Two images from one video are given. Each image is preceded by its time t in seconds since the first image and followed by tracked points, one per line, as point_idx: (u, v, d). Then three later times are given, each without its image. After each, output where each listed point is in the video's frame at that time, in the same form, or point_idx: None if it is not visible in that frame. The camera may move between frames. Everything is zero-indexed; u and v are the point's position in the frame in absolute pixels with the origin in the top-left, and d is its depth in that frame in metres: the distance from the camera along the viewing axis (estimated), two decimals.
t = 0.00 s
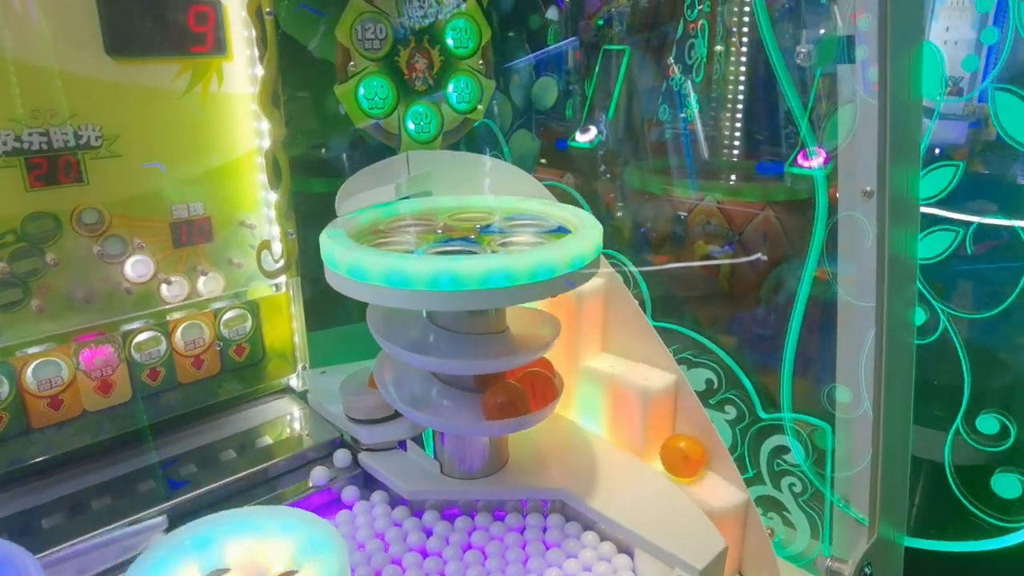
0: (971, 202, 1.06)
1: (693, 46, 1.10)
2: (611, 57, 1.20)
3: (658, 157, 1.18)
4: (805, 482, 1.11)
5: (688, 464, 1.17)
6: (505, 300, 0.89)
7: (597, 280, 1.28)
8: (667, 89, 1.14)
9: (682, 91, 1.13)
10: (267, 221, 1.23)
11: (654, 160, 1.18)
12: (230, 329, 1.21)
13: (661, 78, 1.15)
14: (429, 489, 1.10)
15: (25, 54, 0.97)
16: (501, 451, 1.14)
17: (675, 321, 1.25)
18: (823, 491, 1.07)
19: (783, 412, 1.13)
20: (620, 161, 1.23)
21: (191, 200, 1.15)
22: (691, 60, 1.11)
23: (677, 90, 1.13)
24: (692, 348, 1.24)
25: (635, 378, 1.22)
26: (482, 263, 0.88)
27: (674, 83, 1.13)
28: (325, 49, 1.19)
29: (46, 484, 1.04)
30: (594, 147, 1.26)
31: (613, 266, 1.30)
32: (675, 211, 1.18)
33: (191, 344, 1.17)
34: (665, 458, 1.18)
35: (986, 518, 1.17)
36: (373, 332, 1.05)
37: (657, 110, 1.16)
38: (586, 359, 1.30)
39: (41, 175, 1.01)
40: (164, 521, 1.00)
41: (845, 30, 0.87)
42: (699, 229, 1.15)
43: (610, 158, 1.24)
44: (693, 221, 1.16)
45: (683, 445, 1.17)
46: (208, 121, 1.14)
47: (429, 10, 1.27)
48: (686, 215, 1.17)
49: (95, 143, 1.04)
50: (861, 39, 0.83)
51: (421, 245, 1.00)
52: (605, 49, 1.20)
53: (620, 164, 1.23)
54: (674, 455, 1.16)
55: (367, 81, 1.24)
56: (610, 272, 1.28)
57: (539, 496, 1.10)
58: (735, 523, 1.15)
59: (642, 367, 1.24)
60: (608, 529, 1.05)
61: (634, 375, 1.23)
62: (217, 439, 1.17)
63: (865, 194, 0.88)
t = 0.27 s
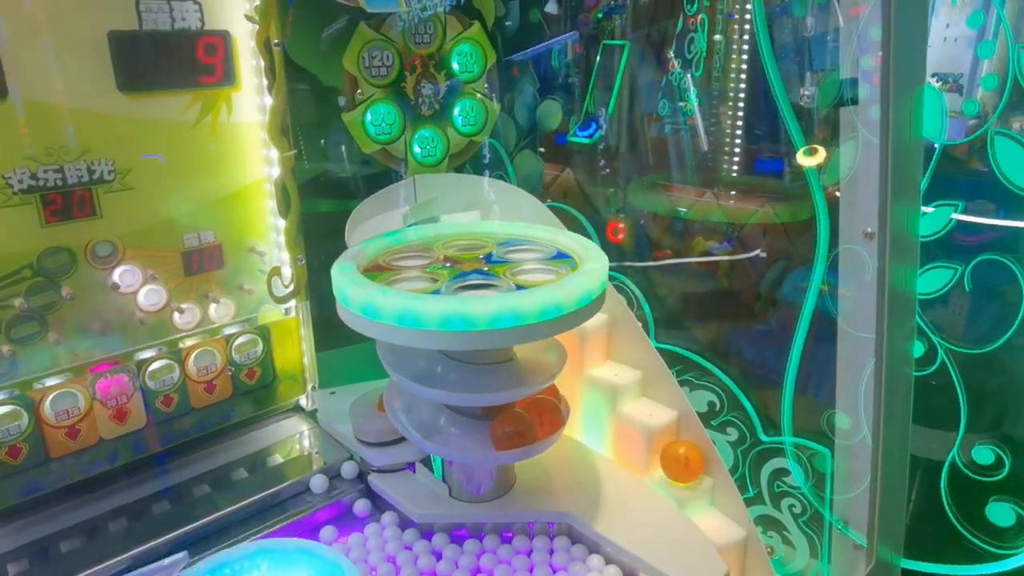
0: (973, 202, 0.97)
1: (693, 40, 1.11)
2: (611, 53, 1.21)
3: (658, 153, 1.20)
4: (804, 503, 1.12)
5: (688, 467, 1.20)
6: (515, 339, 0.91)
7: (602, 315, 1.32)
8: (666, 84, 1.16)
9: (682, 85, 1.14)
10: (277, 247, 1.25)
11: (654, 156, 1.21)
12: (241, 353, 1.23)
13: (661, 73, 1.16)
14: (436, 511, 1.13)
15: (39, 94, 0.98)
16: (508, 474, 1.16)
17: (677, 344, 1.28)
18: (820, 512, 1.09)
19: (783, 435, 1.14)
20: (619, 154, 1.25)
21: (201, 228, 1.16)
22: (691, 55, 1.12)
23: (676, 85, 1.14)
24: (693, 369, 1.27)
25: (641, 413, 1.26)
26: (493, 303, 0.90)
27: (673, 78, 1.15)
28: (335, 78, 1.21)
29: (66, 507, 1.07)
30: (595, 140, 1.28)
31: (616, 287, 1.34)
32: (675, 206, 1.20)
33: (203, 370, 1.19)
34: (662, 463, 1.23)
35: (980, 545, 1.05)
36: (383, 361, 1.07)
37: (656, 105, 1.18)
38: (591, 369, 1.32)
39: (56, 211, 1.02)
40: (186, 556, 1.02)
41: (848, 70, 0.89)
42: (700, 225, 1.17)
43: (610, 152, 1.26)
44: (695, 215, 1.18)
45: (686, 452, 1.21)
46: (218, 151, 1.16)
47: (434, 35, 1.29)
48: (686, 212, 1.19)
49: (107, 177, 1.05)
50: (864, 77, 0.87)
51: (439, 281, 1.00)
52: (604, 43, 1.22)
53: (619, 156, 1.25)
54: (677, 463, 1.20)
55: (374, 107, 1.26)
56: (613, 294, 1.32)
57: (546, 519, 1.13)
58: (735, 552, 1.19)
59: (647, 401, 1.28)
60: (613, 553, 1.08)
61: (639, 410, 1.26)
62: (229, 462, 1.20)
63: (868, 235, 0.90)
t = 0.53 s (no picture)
0: (970, 191, 0.93)
1: (693, 23, 1.09)
2: (610, 37, 1.20)
3: (659, 138, 1.19)
4: (802, 509, 1.14)
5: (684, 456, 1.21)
6: (518, 358, 0.92)
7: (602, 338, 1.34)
8: (667, 67, 1.14)
9: (682, 69, 1.12)
10: (280, 256, 1.26)
11: (655, 140, 1.20)
12: (245, 361, 1.24)
13: (661, 56, 1.15)
14: (440, 519, 1.14)
15: (40, 110, 0.98)
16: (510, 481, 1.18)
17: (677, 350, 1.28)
18: (820, 517, 1.10)
19: (782, 442, 1.15)
20: (620, 139, 1.24)
21: (204, 238, 1.17)
22: (691, 38, 1.10)
23: (676, 69, 1.13)
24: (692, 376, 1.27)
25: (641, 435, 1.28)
26: (496, 322, 0.91)
27: (673, 61, 1.13)
28: (336, 86, 1.21)
29: (77, 517, 1.09)
30: (595, 126, 1.27)
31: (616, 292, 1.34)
32: (675, 191, 1.18)
33: (208, 379, 1.20)
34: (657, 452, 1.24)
35: (975, 553, 1.04)
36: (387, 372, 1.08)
37: (657, 88, 1.17)
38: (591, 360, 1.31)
39: (60, 226, 1.02)
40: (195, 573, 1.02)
41: (853, 89, 0.89)
42: (700, 209, 1.16)
43: (612, 139, 1.25)
44: (694, 200, 1.16)
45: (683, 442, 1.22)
46: (219, 161, 1.16)
47: (436, 40, 1.28)
48: (686, 197, 1.17)
49: (110, 191, 1.06)
50: (869, 94, 0.86)
51: (456, 298, 1.00)
52: (604, 27, 1.20)
53: (620, 142, 1.24)
54: (674, 454, 1.21)
55: (375, 114, 1.25)
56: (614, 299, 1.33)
57: (548, 525, 1.15)
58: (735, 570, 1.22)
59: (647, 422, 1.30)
60: (614, 559, 1.10)
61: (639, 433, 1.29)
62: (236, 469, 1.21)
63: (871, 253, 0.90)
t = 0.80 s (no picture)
0: (975, 176, 0.91)
1: (696, 3, 1.07)
2: (611, 17, 1.17)
3: (660, 120, 1.16)
4: (803, 508, 1.14)
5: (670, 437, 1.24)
6: (517, 363, 0.90)
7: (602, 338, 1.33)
8: (668, 48, 1.12)
9: (685, 50, 1.10)
10: (277, 253, 1.24)
11: (656, 122, 1.17)
12: (242, 359, 1.23)
13: (662, 36, 1.12)
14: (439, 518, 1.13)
15: (27, 108, 0.95)
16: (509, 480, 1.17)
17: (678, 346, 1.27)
18: (820, 516, 1.10)
19: (783, 441, 1.14)
20: (621, 122, 1.22)
21: (199, 235, 1.15)
22: (694, 19, 1.08)
23: (678, 50, 1.11)
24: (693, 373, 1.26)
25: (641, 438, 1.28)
26: (494, 327, 0.89)
27: (675, 42, 1.11)
28: (331, 78, 1.18)
29: (75, 516, 1.08)
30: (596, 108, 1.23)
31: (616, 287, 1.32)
32: (676, 173, 1.16)
33: (205, 377, 1.19)
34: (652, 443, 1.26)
35: (975, 555, 1.03)
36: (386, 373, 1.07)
37: (659, 70, 1.14)
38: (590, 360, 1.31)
39: (51, 225, 1.00)
40: None
41: (861, 87, 0.86)
42: (703, 192, 1.13)
43: (613, 121, 1.22)
44: (697, 183, 1.14)
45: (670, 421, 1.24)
46: (213, 157, 1.14)
47: (434, 32, 1.25)
48: (688, 180, 1.15)
49: (101, 189, 1.04)
50: (877, 92, 0.84)
51: (468, 302, 0.99)
52: (606, 8, 1.17)
53: (620, 125, 1.22)
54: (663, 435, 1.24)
55: (372, 108, 1.22)
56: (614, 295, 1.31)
57: (547, 525, 1.14)
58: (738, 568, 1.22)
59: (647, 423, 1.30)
60: (614, 559, 1.10)
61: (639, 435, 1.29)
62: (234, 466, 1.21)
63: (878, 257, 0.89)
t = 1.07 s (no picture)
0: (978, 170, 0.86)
1: None
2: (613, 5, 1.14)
3: (661, 110, 1.14)
4: (801, 518, 1.13)
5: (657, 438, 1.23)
6: (512, 380, 0.90)
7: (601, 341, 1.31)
8: (672, 37, 1.09)
9: (688, 39, 1.07)
10: (273, 262, 1.24)
11: (659, 113, 1.14)
12: (239, 367, 1.23)
13: (665, 23, 1.09)
14: (437, 528, 1.13)
15: (18, 119, 0.94)
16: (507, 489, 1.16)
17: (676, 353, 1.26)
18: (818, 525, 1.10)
19: (782, 451, 1.13)
20: (623, 112, 1.18)
21: (194, 244, 1.14)
22: (697, 7, 1.05)
23: (682, 39, 1.08)
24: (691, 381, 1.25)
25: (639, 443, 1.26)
26: (489, 344, 0.89)
27: (679, 30, 1.08)
28: (326, 83, 1.16)
29: (71, 525, 1.08)
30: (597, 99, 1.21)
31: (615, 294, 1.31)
32: (678, 164, 1.13)
33: (201, 386, 1.19)
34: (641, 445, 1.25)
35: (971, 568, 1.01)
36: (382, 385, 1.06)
37: (662, 59, 1.11)
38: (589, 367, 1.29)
39: (43, 237, 1.00)
40: None
41: (862, 102, 0.86)
42: (704, 184, 1.10)
43: (614, 111, 1.19)
44: (698, 175, 1.11)
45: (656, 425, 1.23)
46: (207, 164, 1.12)
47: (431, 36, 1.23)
48: (690, 171, 1.12)
49: (94, 200, 1.03)
50: (879, 106, 0.84)
51: (479, 314, 0.98)
52: None
53: (624, 115, 1.18)
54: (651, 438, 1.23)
55: (369, 114, 1.21)
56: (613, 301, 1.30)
57: (544, 534, 1.14)
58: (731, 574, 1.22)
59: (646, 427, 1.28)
60: (611, 569, 1.10)
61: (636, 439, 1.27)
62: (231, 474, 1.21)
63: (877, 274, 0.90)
